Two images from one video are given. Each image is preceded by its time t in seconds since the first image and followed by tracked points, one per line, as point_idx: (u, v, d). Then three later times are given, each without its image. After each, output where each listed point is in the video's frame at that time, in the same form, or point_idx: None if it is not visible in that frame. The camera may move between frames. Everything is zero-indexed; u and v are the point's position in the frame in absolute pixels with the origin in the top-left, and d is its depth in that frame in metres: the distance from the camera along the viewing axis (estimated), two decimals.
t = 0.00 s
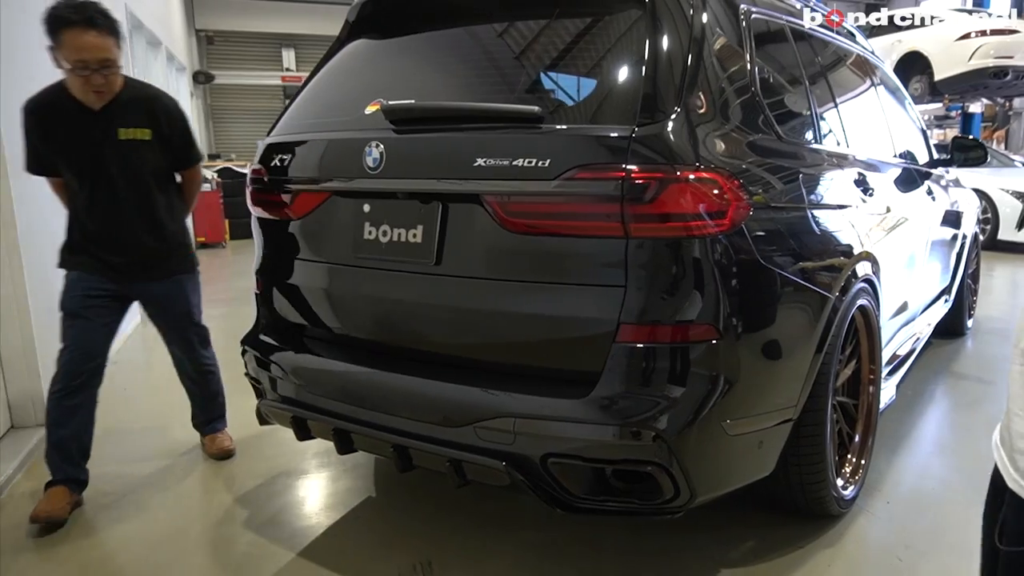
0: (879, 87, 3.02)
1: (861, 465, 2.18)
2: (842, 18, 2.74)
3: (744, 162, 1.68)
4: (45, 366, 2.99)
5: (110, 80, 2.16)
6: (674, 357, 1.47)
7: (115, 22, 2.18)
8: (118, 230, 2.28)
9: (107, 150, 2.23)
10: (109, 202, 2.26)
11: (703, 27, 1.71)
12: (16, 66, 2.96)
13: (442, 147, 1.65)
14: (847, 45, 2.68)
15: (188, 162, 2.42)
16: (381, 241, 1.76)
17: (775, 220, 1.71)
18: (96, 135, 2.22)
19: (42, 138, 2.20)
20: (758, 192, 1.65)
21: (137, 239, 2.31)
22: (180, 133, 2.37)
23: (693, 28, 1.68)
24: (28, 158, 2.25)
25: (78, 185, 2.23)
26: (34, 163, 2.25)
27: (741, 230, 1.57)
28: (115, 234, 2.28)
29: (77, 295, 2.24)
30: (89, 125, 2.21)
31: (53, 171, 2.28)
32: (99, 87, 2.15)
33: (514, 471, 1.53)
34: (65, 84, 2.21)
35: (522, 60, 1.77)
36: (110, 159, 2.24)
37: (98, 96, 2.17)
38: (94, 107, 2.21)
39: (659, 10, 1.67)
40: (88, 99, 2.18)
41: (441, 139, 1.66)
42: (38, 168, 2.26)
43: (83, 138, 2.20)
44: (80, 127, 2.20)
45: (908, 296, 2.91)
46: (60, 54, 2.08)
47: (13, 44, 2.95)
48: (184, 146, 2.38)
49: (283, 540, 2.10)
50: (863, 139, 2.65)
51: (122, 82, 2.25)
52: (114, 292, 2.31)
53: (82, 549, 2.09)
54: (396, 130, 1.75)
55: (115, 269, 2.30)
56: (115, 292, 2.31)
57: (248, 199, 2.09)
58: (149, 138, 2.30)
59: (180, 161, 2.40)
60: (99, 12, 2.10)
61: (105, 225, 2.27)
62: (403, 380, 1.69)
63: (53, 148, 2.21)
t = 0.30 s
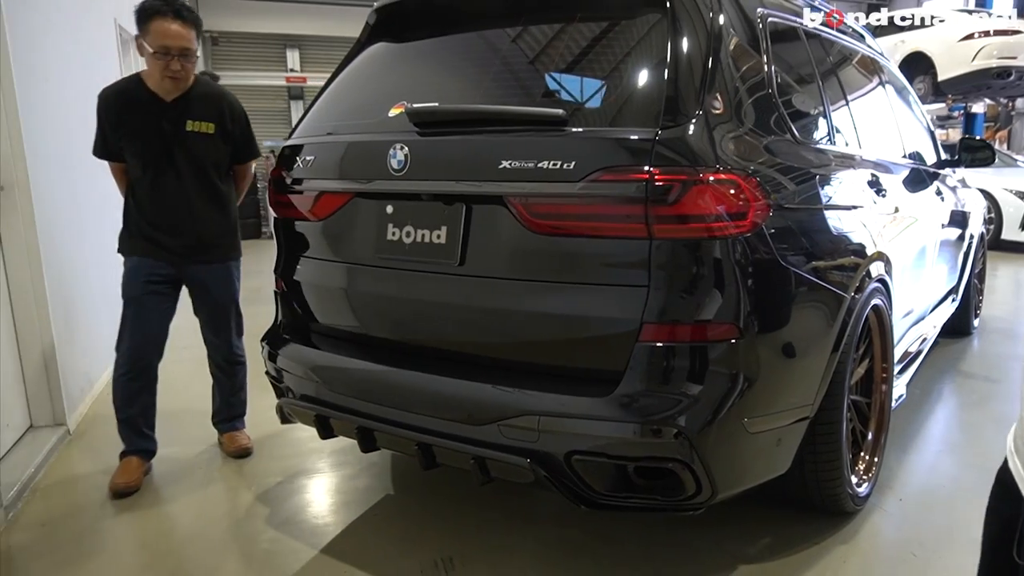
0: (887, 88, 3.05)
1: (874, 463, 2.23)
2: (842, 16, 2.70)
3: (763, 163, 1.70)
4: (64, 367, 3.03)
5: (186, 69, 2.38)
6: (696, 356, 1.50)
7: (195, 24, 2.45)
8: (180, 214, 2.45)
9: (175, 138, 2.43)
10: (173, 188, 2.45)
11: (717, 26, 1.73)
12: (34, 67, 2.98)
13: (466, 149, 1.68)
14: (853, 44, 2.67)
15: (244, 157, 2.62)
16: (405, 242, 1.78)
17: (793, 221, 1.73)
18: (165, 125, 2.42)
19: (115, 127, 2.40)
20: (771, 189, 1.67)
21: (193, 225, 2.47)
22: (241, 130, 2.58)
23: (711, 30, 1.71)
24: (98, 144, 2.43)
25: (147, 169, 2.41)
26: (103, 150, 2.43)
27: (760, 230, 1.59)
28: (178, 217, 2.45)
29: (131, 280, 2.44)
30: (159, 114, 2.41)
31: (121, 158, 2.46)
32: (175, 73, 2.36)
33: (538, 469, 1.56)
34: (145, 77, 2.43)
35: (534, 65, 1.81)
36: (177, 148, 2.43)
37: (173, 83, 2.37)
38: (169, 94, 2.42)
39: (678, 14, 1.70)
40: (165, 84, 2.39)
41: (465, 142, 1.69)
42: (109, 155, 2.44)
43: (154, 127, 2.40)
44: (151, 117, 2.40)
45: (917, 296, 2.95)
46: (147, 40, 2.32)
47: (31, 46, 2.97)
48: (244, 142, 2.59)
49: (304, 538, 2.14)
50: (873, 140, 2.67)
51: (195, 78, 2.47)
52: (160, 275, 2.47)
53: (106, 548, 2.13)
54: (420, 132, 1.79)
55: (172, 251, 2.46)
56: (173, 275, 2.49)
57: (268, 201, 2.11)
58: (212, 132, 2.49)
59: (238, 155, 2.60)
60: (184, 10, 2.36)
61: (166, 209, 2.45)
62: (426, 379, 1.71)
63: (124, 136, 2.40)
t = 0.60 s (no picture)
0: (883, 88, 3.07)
1: (874, 460, 2.27)
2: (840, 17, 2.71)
3: (767, 163, 1.71)
4: (62, 367, 3.01)
5: (190, 58, 2.37)
6: (702, 357, 1.51)
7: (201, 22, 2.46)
8: (179, 212, 2.45)
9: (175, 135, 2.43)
10: (173, 185, 2.45)
11: (718, 26, 1.73)
12: (30, 67, 2.95)
13: (473, 150, 1.69)
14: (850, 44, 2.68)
15: (244, 157, 2.63)
16: (411, 243, 1.78)
17: (796, 221, 1.75)
18: (166, 122, 2.42)
19: (116, 122, 2.39)
20: (775, 188, 1.68)
21: (190, 224, 2.47)
22: (241, 130, 2.59)
23: (716, 31, 1.71)
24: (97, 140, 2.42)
25: (148, 166, 2.41)
26: (103, 147, 2.42)
27: (765, 231, 1.61)
28: (176, 214, 2.45)
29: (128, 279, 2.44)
30: (161, 111, 2.41)
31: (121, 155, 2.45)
32: (179, 61, 2.35)
33: (546, 469, 1.57)
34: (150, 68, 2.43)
35: (535, 67, 1.82)
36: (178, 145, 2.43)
37: (176, 71, 2.36)
38: (173, 90, 2.43)
39: (683, 13, 1.70)
40: (169, 80, 2.41)
41: (473, 142, 1.69)
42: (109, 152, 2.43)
43: (156, 123, 2.41)
44: (153, 114, 2.40)
45: (914, 295, 2.98)
46: (154, 27, 2.33)
47: (27, 45, 2.95)
48: (243, 142, 2.59)
49: (308, 538, 2.14)
50: (871, 139, 2.69)
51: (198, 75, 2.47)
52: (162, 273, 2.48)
53: (108, 550, 2.12)
54: (426, 132, 1.79)
55: (170, 250, 2.46)
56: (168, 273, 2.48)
57: (271, 201, 2.11)
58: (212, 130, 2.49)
59: (237, 156, 2.61)
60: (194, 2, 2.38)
61: (163, 207, 2.44)
62: (433, 380, 1.71)
63: (125, 132, 2.39)
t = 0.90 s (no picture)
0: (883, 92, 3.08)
1: (878, 463, 2.29)
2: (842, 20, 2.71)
3: (773, 168, 1.71)
4: (62, 373, 2.99)
5: (150, 54, 2.31)
6: (711, 362, 1.51)
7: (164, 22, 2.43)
8: (143, 217, 2.39)
9: (137, 138, 2.37)
10: (136, 189, 2.39)
11: (722, 29, 1.73)
12: (30, 73, 2.95)
13: (480, 155, 1.68)
14: (850, 48, 2.69)
15: (213, 162, 2.56)
16: (417, 248, 1.78)
17: (803, 226, 1.75)
18: (128, 126, 2.36)
19: (78, 127, 2.35)
20: (779, 192, 1.66)
21: (158, 229, 2.41)
22: (210, 134, 2.53)
23: (722, 35, 1.71)
24: (64, 150, 2.40)
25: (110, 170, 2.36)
26: (67, 154, 2.39)
27: (772, 236, 1.61)
28: (140, 219, 2.39)
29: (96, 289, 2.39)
30: (123, 114, 2.36)
31: (84, 162, 2.41)
32: (139, 58, 2.29)
33: (554, 475, 1.57)
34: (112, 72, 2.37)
35: (537, 73, 1.83)
36: (140, 148, 2.37)
37: (136, 69, 2.29)
38: (139, 90, 2.38)
39: (689, 17, 1.70)
40: (133, 81, 2.35)
41: (479, 148, 1.69)
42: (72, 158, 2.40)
43: (117, 127, 2.35)
44: (114, 117, 2.35)
45: (914, 299, 3.00)
46: (110, 25, 2.26)
47: (26, 49, 2.93)
48: (212, 147, 2.53)
49: (311, 545, 2.13)
50: (872, 142, 2.69)
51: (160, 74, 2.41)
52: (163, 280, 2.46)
53: (110, 558, 2.11)
54: (432, 137, 1.79)
55: (155, 258, 2.42)
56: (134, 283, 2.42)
57: (277, 206, 2.11)
58: (178, 134, 2.43)
59: (206, 161, 2.54)
60: None
61: (126, 212, 2.38)
62: (438, 385, 1.71)
63: (88, 137, 2.35)
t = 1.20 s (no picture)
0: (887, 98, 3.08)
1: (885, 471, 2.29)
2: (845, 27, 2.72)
3: (780, 174, 1.70)
4: (66, 381, 2.99)
5: (108, 52, 2.20)
6: (719, 370, 1.50)
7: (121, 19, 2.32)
8: (107, 226, 2.27)
9: (98, 143, 2.24)
10: (98, 198, 2.27)
11: (729, 35, 1.72)
12: (35, 85, 2.97)
13: (487, 163, 1.68)
14: (854, 54, 2.70)
15: (180, 165, 2.43)
16: (424, 256, 1.78)
17: (810, 233, 1.75)
18: (87, 129, 2.24)
19: (35, 134, 2.24)
20: (786, 199, 1.66)
21: (120, 238, 2.29)
22: (175, 135, 2.40)
23: (729, 42, 1.71)
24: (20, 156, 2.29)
25: (68, 178, 2.24)
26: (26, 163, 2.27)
27: (781, 243, 1.61)
28: (104, 229, 2.27)
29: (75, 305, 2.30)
30: (81, 117, 2.24)
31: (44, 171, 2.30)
32: (97, 56, 2.18)
33: (562, 485, 1.56)
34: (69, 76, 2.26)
35: (541, 81, 1.83)
36: (100, 154, 2.24)
37: (94, 68, 2.18)
38: (98, 92, 2.25)
39: (695, 24, 1.70)
40: (90, 82, 2.23)
41: (486, 156, 1.69)
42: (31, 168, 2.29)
43: (75, 131, 2.23)
44: (73, 121, 2.23)
45: (920, 305, 3.00)
46: (63, 24, 2.16)
47: (29, 56, 2.95)
48: (178, 149, 2.40)
49: (317, 554, 2.12)
50: (877, 148, 2.69)
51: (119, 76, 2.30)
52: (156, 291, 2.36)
53: (115, 568, 2.10)
54: (439, 145, 1.79)
55: (144, 267, 2.34)
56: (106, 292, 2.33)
57: (284, 214, 2.11)
58: (140, 137, 2.30)
59: (172, 164, 2.41)
60: None
61: (88, 221, 2.26)
62: (445, 394, 1.70)
63: (46, 144, 2.24)
